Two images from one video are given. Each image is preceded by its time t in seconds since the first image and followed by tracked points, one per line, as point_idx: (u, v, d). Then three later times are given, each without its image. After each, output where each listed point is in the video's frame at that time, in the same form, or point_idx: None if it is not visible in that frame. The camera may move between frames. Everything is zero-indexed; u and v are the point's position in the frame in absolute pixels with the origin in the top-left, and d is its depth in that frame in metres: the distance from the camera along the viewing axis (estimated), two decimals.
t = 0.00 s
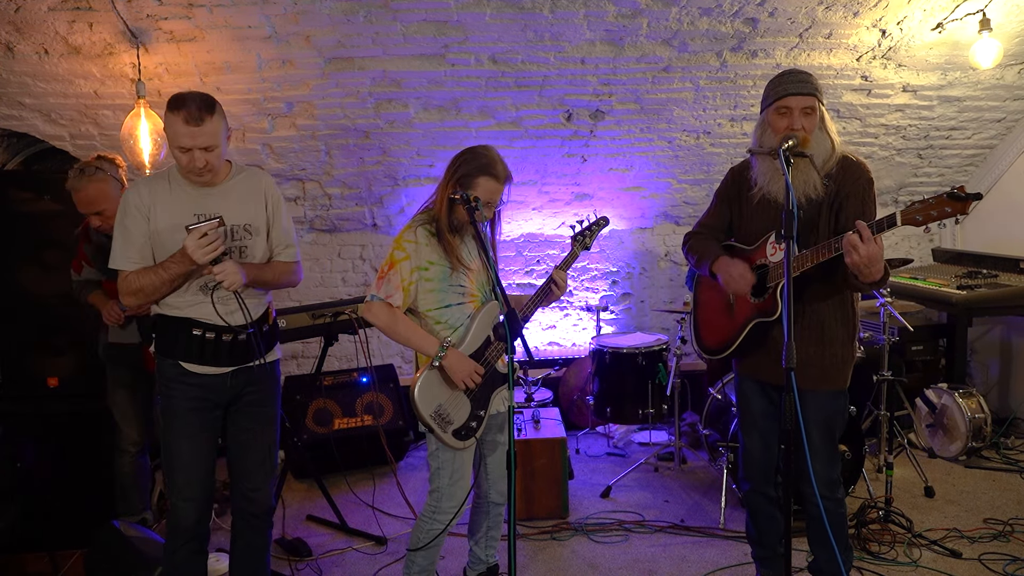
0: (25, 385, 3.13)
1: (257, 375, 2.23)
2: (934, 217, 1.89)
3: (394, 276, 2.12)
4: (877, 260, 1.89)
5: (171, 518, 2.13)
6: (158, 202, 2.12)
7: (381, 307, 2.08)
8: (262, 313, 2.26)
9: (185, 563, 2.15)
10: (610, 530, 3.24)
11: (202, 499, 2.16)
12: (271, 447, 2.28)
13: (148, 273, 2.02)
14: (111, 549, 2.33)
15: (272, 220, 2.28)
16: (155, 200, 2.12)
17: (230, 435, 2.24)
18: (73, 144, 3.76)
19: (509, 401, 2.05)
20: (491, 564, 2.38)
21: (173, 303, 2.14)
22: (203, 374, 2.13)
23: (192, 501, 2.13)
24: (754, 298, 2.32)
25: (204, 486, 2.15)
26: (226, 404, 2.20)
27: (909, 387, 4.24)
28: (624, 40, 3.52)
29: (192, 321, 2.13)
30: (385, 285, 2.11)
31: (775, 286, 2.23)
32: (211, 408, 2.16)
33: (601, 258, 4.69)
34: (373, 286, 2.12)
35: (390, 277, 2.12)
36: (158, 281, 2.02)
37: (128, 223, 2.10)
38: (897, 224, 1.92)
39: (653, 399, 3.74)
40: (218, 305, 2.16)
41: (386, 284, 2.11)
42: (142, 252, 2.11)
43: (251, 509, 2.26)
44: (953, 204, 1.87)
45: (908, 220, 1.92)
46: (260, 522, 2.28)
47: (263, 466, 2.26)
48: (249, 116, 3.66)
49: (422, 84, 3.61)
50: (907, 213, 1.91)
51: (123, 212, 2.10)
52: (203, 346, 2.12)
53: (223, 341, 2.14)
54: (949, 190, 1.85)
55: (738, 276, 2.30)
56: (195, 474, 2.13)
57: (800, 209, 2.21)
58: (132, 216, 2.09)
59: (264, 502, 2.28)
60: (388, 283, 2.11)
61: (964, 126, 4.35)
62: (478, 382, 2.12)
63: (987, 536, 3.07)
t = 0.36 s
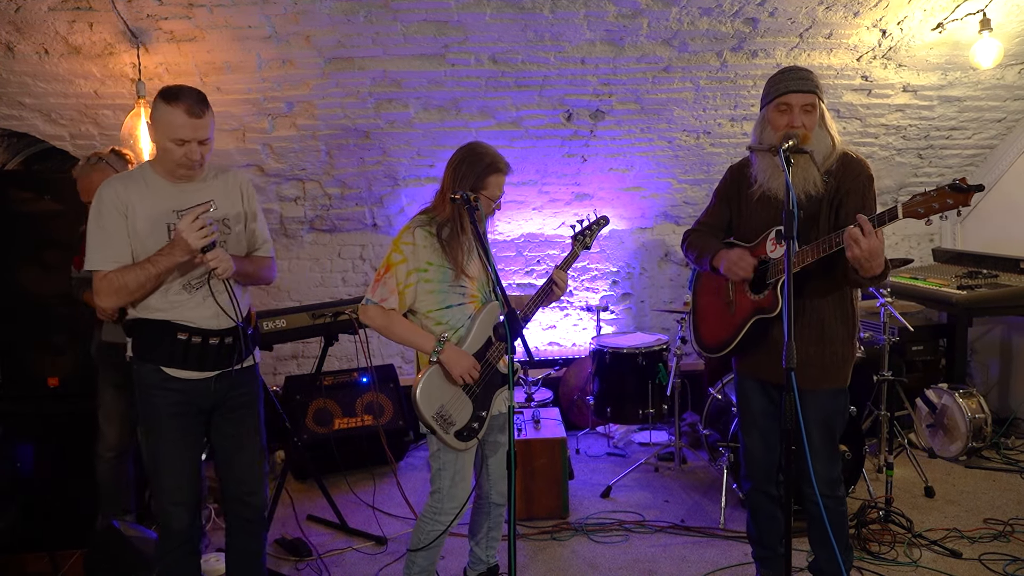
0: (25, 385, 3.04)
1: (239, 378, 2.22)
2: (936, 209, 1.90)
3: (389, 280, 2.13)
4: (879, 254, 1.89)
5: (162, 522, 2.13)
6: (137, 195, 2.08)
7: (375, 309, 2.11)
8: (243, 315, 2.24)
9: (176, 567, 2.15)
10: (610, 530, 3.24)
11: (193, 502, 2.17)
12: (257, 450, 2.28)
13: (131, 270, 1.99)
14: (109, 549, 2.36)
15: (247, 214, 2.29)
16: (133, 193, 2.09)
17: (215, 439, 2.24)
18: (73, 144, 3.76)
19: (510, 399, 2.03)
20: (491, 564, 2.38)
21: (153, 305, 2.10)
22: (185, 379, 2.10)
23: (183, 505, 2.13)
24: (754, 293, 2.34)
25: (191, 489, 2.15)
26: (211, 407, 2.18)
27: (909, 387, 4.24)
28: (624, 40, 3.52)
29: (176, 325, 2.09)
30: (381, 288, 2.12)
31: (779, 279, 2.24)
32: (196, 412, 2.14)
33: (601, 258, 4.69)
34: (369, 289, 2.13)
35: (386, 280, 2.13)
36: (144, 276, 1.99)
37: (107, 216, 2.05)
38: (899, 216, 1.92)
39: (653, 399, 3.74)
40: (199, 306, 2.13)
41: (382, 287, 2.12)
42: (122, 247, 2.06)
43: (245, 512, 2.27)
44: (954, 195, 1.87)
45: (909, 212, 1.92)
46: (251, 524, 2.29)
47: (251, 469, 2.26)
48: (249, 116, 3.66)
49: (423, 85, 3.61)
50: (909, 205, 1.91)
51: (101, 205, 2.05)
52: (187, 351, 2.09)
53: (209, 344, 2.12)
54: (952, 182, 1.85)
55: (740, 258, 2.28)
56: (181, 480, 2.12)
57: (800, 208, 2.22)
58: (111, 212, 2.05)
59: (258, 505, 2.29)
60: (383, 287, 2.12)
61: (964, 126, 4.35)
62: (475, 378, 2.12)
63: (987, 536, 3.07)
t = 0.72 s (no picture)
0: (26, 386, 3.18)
1: (215, 385, 2.20)
2: (936, 213, 1.90)
3: (391, 276, 2.13)
4: (862, 266, 1.93)
5: (145, 528, 2.13)
6: (108, 199, 2.06)
7: (376, 305, 2.10)
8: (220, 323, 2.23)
9: (168, 569, 2.16)
10: (611, 530, 3.24)
11: (175, 505, 2.16)
12: (250, 448, 2.23)
13: (109, 271, 1.94)
14: (108, 552, 2.68)
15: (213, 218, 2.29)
16: (104, 197, 2.06)
17: (199, 441, 2.21)
18: (73, 144, 3.76)
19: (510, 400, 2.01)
20: (491, 564, 2.38)
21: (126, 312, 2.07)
22: (159, 387, 2.09)
23: (163, 509, 2.13)
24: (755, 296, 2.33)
25: (171, 493, 2.15)
26: (187, 413, 2.15)
27: (910, 387, 4.24)
28: (625, 40, 3.52)
29: (151, 332, 2.07)
30: (383, 285, 2.12)
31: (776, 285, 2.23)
32: (170, 419, 2.13)
33: (602, 258, 4.69)
34: (370, 286, 2.13)
35: (388, 277, 2.12)
36: (124, 275, 1.95)
37: (81, 220, 2.02)
38: (900, 220, 1.92)
39: (654, 399, 3.74)
40: (175, 312, 2.11)
41: (384, 283, 2.12)
42: (96, 251, 2.03)
43: (246, 517, 2.21)
44: (955, 201, 1.87)
45: (910, 216, 1.92)
46: (259, 526, 2.23)
47: (248, 468, 2.21)
48: (250, 116, 3.66)
49: (423, 85, 3.61)
50: (909, 209, 1.91)
51: (72, 208, 2.01)
52: (163, 358, 2.07)
53: (186, 351, 2.10)
54: (953, 187, 1.85)
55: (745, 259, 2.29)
56: (161, 485, 2.12)
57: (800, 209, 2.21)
58: (84, 216, 2.02)
59: (268, 506, 2.23)
60: (385, 283, 2.12)
61: (965, 126, 4.35)
62: (475, 378, 2.11)
63: (987, 536, 3.07)
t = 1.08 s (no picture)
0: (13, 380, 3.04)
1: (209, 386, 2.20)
2: (935, 215, 1.90)
3: (391, 276, 2.14)
4: (857, 266, 1.93)
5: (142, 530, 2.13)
6: (93, 197, 2.04)
7: (375, 305, 2.10)
8: (208, 325, 2.22)
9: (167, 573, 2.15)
10: (611, 530, 3.24)
11: (170, 506, 2.17)
12: (242, 450, 2.24)
13: (97, 257, 1.91)
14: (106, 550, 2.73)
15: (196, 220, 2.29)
16: (90, 196, 2.04)
17: (192, 444, 2.21)
18: (73, 144, 3.75)
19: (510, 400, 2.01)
20: (491, 564, 2.39)
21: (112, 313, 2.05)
22: (149, 390, 2.09)
23: (159, 511, 2.13)
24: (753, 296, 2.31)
25: (165, 495, 2.14)
26: (180, 416, 2.15)
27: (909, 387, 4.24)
28: (625, 40, 3.52)
29: (140, 335, 2.05)
30: (382, 284, 2.13)
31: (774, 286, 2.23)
32: (162, 421, 2.13)
33: (602, 258, 4.69)
34: (370, 285, 2.13)
35: (388, 277, 2.13)
36: (113, 259, 1.92)
37: (67, 216, 1.98)
38: (898, 222, 1.92)
39: (653, 399, 3.74)
40: (162, 313, 2.10)
41: (384, 283, 2.12)
42: (83, 244, 1.99)
43: (243, 519, 2.23)
44: (954, 202, 1.87)
45: (908, 217, 1.93)
46: (256, 527, 2.25)
47: (240, 469, 2.21)
48: (250, 116, 3.66)
49: (423, 85, 3.61)
50: (907, 211, 1.92)
51: (59, 205, 1.98)
52: (152, 361, 2.06)
53: (175, 355, 2.08)
54: (951, 188, 1.84)
55: (744, 254, 2.24)
56: (155, 487, 2.12)
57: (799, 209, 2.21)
58: (69, 211, 1.99)
59: (263, 505, 2.25)
60: (384, 283, 2.13)
61: (964, 126, 4.35)
62: (475, 377, 2.11)
63: (987, 536, 3.07)
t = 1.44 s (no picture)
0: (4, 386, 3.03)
1: (209, 389, 2.21)
2: (935, 212, 1.90)
3: (391, 277, 2.14)
4: (859, 264, 1.93)
5: (141, 532, 2.13)
6: (98, 196, 2.03)
7: (375, 306, 2.10)
8: (206, 327, 2.22)
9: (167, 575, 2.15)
10: (611, 530, 3.24)
11: (170, 508, 2.17)
12: (240, 451, 2.25)
13: (101, 258, 1.91)
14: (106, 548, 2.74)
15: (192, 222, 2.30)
16: (98, 194, 2.04)
17: (189, 446, 2.20)
18: (73, 144, 3.75)
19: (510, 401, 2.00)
20: (491, 564, 2.39)
21: (113, 314, 2.05)
22: (150, 392, 2.08)
23: (159, 513, 2.14)
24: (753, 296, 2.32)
25: (164, 497, 2.14)
26: (178, 419, 2.15)
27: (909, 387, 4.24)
28: (625, 40, 3.52)
29: (142, 336, 2.05)
30: (382, 286, 2.13)
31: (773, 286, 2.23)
32: (162, 423, 2.13)
33: (602, 258, 4.69)
34: (370, 287, 2.13)
35: (388, 277, 2.13)
36: (115, 260, 1.91)
37: (71, 214, 1.97)
38: (898, 218, 1.92)
39: (653, 399, 3.74)
40: (164, 314, 2.10)
41: (384, 284, 2.12)
42: (88, 242, 1.98)
43: (243, 520, 2.24)
44: (953, 199, 1.87)
45: (908, 214, 1.93)
46: (255, 527, 2.26)
47: (238, 472, 2.22)
48: (250, 116, 3.66)
49: (423, 85, 3.61)
50: (907, 208, 1.91)
51: (63, 202, 1.97)
52: (155, 362, 2.06)
53: (178, 356, 2.09)
54: (950, 185, 1.84)
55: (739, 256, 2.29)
56: (155, 489, 2.11)
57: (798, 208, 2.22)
58: (74, 207, 1.98)
59: (259, 507, 2.26)
60: (384, 284, 2.13)
61: (964, 126, 4.35)
62: (476, 378, 2.11)
63: (987, 536, 3.07)
